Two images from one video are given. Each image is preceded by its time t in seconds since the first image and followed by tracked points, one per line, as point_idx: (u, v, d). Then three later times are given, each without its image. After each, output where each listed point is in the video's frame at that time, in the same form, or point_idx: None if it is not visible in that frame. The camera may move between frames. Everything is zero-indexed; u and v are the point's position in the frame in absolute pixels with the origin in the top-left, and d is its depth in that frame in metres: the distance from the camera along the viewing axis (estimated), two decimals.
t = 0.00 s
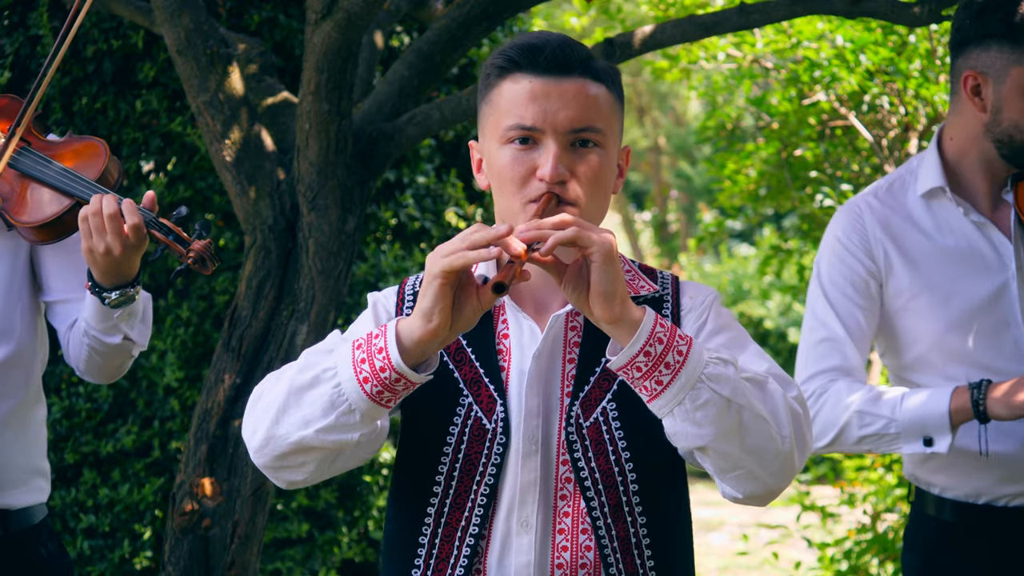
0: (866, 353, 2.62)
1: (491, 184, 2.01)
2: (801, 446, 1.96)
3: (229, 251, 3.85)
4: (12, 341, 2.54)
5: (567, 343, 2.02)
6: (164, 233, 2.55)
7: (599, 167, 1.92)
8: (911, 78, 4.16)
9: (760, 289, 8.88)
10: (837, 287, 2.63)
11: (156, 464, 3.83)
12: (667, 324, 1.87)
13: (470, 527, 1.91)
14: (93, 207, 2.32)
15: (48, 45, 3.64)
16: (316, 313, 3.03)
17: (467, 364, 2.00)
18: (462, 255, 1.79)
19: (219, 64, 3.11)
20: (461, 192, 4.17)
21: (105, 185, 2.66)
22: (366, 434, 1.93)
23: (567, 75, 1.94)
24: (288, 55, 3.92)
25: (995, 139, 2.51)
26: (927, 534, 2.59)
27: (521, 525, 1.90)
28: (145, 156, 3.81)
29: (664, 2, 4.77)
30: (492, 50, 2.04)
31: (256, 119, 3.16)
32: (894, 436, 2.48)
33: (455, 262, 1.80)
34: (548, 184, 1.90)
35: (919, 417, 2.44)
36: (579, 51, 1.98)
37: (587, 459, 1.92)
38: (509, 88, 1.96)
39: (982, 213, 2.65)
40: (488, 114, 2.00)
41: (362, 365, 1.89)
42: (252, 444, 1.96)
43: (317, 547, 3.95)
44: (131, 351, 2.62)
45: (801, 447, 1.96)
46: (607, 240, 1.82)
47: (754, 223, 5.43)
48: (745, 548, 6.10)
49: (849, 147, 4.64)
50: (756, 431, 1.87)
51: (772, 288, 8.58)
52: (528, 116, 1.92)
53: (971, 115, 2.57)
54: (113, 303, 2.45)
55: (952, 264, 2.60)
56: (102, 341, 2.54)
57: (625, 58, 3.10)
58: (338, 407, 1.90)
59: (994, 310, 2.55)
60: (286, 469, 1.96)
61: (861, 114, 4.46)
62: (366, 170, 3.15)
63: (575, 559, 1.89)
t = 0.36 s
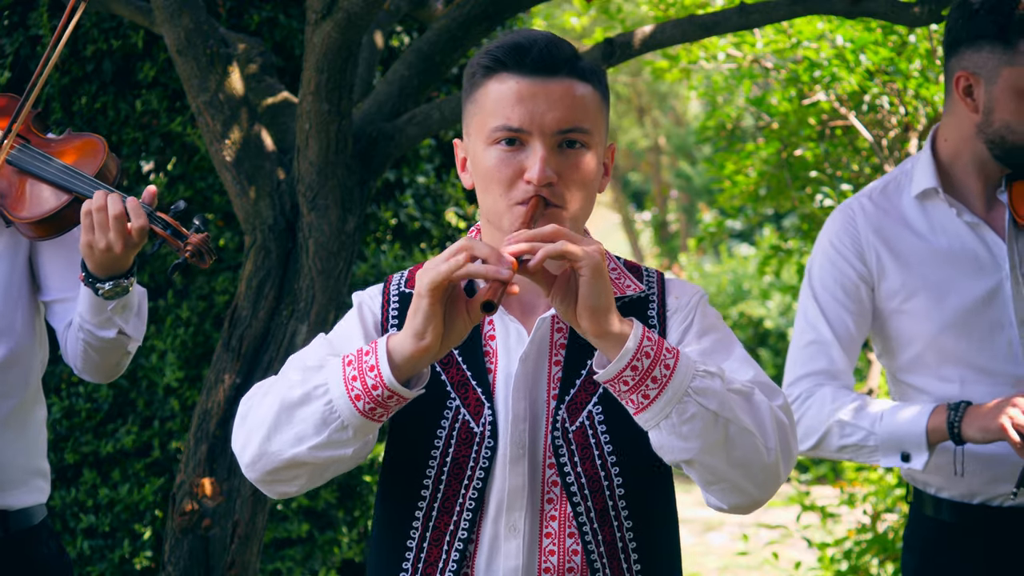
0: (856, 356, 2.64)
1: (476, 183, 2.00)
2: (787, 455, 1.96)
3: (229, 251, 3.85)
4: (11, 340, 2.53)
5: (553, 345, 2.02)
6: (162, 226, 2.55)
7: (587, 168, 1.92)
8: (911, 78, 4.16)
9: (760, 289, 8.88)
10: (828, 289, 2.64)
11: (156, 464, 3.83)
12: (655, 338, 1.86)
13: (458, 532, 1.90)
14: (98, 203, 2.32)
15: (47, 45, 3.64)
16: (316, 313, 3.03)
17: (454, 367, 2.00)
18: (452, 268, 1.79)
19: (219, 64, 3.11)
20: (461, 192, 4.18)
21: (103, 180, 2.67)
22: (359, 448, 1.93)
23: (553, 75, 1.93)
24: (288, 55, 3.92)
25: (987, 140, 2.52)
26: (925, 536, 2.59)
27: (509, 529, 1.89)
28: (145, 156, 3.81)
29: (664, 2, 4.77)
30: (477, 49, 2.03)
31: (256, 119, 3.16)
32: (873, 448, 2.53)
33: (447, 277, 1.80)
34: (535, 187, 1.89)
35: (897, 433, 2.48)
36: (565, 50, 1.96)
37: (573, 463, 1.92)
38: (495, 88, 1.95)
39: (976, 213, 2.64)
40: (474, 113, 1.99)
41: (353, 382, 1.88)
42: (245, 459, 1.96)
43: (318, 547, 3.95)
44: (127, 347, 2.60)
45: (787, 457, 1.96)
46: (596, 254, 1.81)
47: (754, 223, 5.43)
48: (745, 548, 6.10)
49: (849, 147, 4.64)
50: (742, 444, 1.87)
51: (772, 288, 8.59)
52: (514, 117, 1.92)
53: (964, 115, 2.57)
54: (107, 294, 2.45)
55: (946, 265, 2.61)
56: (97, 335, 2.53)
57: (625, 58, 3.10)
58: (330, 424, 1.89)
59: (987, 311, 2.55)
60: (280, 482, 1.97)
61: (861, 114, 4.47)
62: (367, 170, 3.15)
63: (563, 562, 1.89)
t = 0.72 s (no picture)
0: (863, 352, 2.65)
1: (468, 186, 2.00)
2: (780, 464, 1.96)
3: (229, 251, 3.85)
4: (11, 341, 2.53)
5: (545, 348, 2.01)
6: (158, 230, 2.56)
7: (579, 172, 1.92)
8: (911, 78, 4.14)
9: (760, 289, 8.88)
10: (841, 281, 2.65)
11: (156, 464, 3.83)
12: (649, 352, 1.86)
13: (452, 536, 1.91)
14: (88, 206, 2.32)
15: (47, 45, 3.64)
16: (316, 313, 3.03)
17: (448, 370, 2.00)
18: (442, 280, 1.77)
19: (219, 64, 3.11)
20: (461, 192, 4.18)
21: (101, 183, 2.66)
22: (352, 457, 1.93)
23: (544, 80, 1.91)
24: (288, 55, 3.92)
25: (1007, 136, 2.51)
26: (936, 537, 2.58)
27: (502, 534, 1.90)
28: (145, 156, 3.81)
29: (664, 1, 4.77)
30: (466, 52, 2.01)
31: (256, 119, 3.16)
32: (862, 452, 2.54)
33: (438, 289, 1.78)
34: (528, 194, 1.89)
35: (885, 442, 2.49)
36: (555, 53, 1.95)
37: (566, 468, 1.91)
38: (486, 93, 1.94)
39: (994, 211, 2.64)
40: (465, 116, 1.98)
41: (345, 397, 1.88)
42: (239, 468, 1.96)
43: (318, 547, 3.95)
44: (125, 350, 2.60)
45: (781, 464, 1.96)
46: (589, 271, 1.80)
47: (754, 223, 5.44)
48: (745, 548, 6.10)
49: (849, 147, 4.64)
50: (737, 456, 1.87)
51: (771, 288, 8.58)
52: (506, 123, 1.91)
53: (986, 112, 2.56)
54: (104, 300, 2.45)
55: (962, 261, 2.60)
56: (94, 339, 2.53)
57: (625, 58, 3.11)
58: (323, 436, 1.90)
59: (1001, 309, 2.55)
60: (274, 489, 1.98)
61: (861, 114, 4.47)
62: (367, 170, 3.15)
63: (556, 566, 1.90)
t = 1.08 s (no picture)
0: (909, 351, 2.80)
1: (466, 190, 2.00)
2: (774, 476, 1.96)
3: (229, 251, 3.85)
4: (12, 340, 2.53)
5: (543, 352, 2.02)
6: (156, 228, 2.55)
7: (576, 177, 1.91)
8: (911, 77, 4.11)
9: (760, 289, 8.88)
10: (889, 278, 2.79)
11: (156, 464, 3.83)
12: (643, 369, 1.84)
13: (450, 540, 1.91)
14: (84, 203, 2.33)
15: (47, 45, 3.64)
16: (316, 313, 3.03)
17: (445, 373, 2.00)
18: (444, 308, 1.74)
19: (219, 64, 3.11)
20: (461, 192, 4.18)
21: (98, 182, 2.65)
22: (351, 471, 1.94)
23: (539, 85, 1.91)
24: (288, 55, 3.92)
25: None
26: (965, 531, 2.61)
27: (500, 538, 1.90)
28: (145, 156, 3.81)
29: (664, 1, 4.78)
30: (462, 56, 2.00)
31: (256, 119, 3.16)
32: (902, 458, 2.70)
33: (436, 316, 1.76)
34: (525, 202, 1.90)
35: (921, 452, 2.64)
36: (550, 58, 1.94)
37: (563, 473, 1.91)
38: (482, 99, 1.94)
39: None
40: (461, 122, 1.98)
41: (344, 415, 1.87)
42: (238, 477, 1.97)
43: (318, 547, 3.95)
44: (124, 350, 2.60)
45: (775, 476, 1.96)
46: (586, 290, 1.78)
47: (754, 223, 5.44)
48: (745, 548, 6.10)
49: (849, 147, 4.63)
50: (730, 471, 1.87)
51: (772, 288, 8.58)
52: (501, 131, 1.90)
53: None
54: (103, 301, 2.45)
55: (1005, 257, 2.67)
56: (93, 339, 2.53)
57: (625, 58, 3.12)
58: (322, 452, 1.90)
59: None
60: (273, 498, 1.99)
61: (861, 114, 4.47)
62: (367, 170, 3.15)
63: (552, 569, 1.90)
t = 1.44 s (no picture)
0: (963, 344, 2.79)
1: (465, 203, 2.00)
2: (778, 483, 1.95)
3: (229, 251, 3.85)
4: (12, 341, 2.53)
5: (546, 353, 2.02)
6: (154, 229, 2.54)
7: (575, 173, 1.92)
8: (911, 78, 4.10)
9: (760, 289, 8.88)
10: (948, 266, 2.77)
11: (156, 464, 3.83)
12: (649, 380, 1.83)
13: (455, 544, 1.92)
14: (83, 204, 2.32)
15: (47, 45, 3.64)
16: (316, 313, 3.03)
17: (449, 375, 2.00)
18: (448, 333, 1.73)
19: (219, 64, 3.11)
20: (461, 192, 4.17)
21: (97, 183, 2.65)
22: (357, 479, 1.94)
23: (529, 88, 1.90)
24: (288, 55, 3.92)
25: None
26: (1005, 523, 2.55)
27: (504, 542, 1.91)
28: (145, 156, 3.81)
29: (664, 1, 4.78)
30: (446, 70, 2.00)
31: (256, 119, 3.16)
32: (932, 455, 2.72)
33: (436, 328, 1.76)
34: (530, 205, 1.89)
35: (949, 454, 2.64)
36: (533, 59, 1.95)
37: (567, 476, 1.91)
38: (474, 109, 1.93)
39: None
40: (455, 134, 1.98)
41: (347, 426, 1.87)
42: (243, 488, 1.97)
43: (318, 547, 3.95)
44: (120, 350, 2.60)
45: (778, 483, 1.96)
46: (590, 304, 1.77)
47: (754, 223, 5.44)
48: (745, 548, 6.10)
49: (849, 147, 4.63)
50: (735, 480, 1.86)
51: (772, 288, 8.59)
52: (497, 138, 1.90)
53: None
54: (98, 299, 2.45)
55: None
56: (89, 338, 2.53)
57: (625, 58, 3.12)
58: (325, 463, 1.90)
59: None
60: (279, 508, 1.99)
61: (861, 114, 4.47)
62: (366, 170, 3.15)
63: (557, 570, 1.91)
